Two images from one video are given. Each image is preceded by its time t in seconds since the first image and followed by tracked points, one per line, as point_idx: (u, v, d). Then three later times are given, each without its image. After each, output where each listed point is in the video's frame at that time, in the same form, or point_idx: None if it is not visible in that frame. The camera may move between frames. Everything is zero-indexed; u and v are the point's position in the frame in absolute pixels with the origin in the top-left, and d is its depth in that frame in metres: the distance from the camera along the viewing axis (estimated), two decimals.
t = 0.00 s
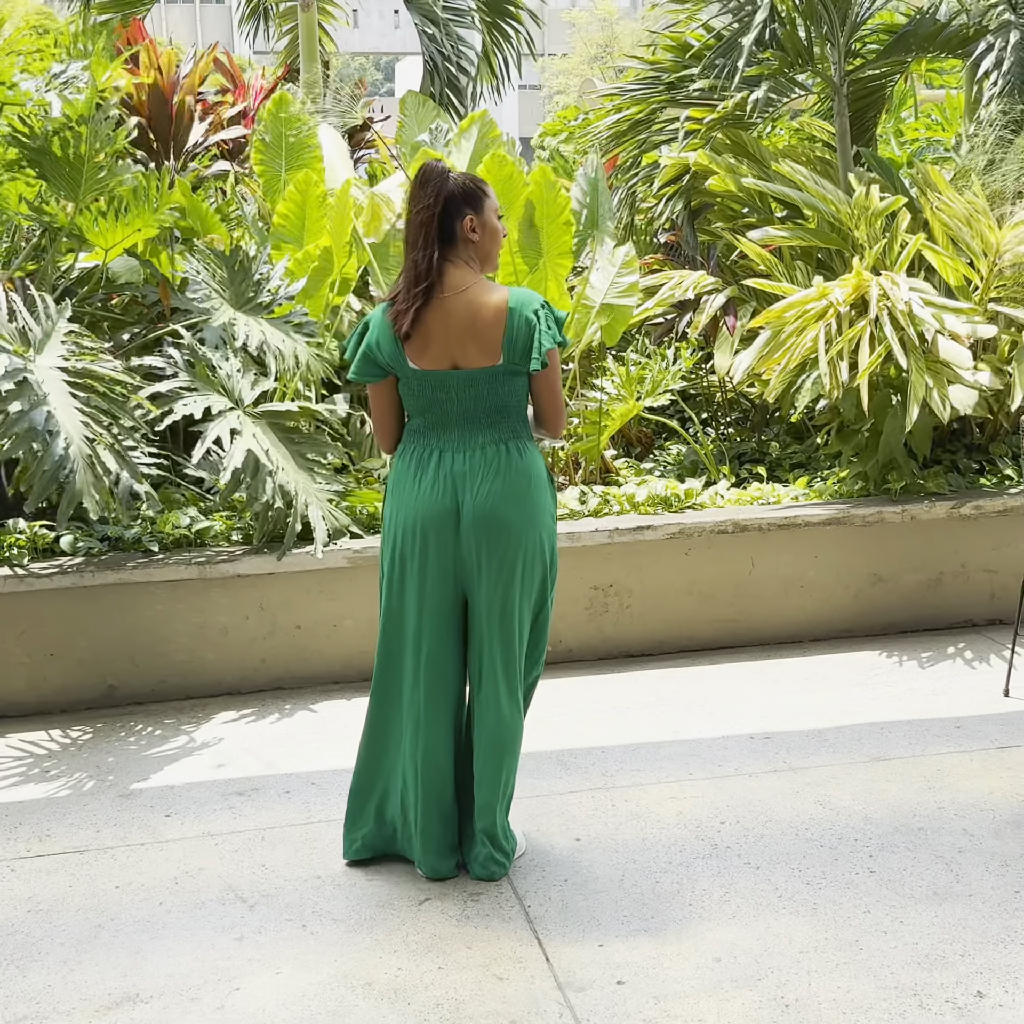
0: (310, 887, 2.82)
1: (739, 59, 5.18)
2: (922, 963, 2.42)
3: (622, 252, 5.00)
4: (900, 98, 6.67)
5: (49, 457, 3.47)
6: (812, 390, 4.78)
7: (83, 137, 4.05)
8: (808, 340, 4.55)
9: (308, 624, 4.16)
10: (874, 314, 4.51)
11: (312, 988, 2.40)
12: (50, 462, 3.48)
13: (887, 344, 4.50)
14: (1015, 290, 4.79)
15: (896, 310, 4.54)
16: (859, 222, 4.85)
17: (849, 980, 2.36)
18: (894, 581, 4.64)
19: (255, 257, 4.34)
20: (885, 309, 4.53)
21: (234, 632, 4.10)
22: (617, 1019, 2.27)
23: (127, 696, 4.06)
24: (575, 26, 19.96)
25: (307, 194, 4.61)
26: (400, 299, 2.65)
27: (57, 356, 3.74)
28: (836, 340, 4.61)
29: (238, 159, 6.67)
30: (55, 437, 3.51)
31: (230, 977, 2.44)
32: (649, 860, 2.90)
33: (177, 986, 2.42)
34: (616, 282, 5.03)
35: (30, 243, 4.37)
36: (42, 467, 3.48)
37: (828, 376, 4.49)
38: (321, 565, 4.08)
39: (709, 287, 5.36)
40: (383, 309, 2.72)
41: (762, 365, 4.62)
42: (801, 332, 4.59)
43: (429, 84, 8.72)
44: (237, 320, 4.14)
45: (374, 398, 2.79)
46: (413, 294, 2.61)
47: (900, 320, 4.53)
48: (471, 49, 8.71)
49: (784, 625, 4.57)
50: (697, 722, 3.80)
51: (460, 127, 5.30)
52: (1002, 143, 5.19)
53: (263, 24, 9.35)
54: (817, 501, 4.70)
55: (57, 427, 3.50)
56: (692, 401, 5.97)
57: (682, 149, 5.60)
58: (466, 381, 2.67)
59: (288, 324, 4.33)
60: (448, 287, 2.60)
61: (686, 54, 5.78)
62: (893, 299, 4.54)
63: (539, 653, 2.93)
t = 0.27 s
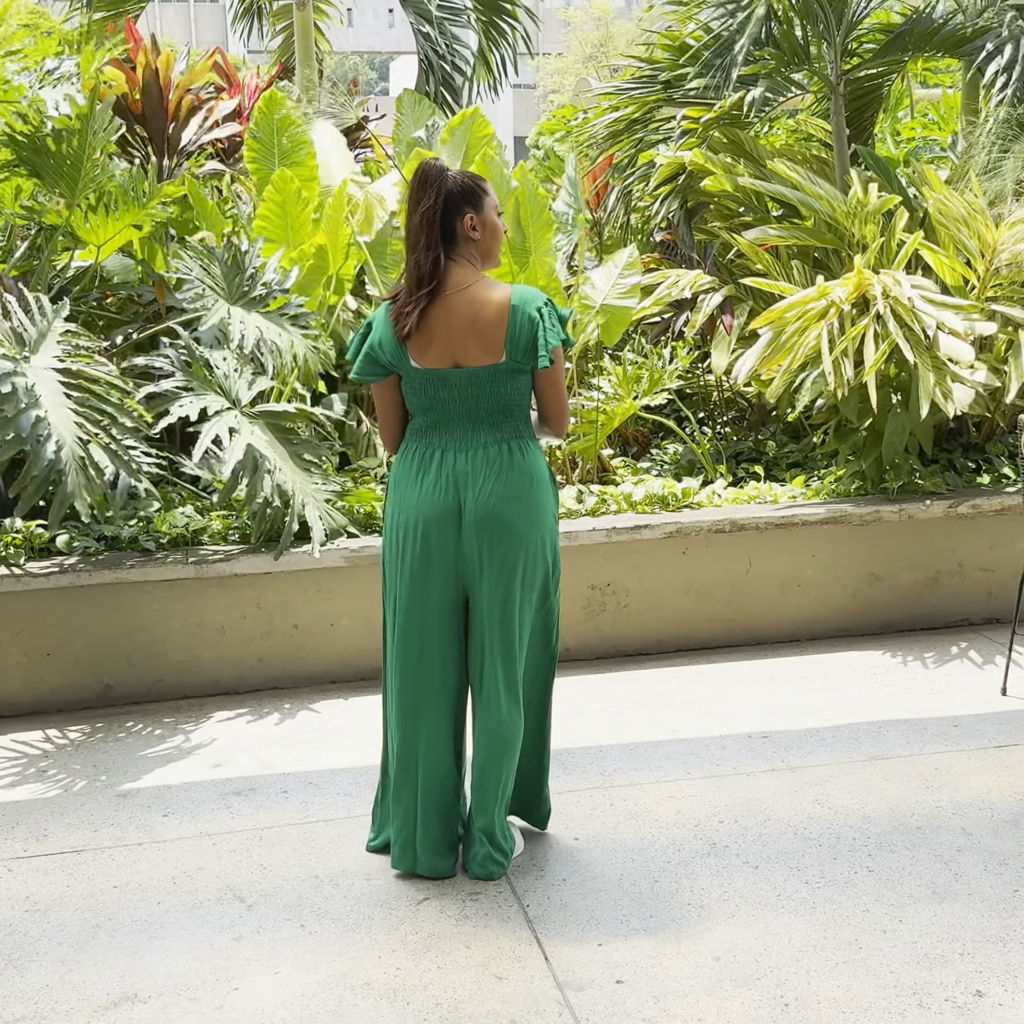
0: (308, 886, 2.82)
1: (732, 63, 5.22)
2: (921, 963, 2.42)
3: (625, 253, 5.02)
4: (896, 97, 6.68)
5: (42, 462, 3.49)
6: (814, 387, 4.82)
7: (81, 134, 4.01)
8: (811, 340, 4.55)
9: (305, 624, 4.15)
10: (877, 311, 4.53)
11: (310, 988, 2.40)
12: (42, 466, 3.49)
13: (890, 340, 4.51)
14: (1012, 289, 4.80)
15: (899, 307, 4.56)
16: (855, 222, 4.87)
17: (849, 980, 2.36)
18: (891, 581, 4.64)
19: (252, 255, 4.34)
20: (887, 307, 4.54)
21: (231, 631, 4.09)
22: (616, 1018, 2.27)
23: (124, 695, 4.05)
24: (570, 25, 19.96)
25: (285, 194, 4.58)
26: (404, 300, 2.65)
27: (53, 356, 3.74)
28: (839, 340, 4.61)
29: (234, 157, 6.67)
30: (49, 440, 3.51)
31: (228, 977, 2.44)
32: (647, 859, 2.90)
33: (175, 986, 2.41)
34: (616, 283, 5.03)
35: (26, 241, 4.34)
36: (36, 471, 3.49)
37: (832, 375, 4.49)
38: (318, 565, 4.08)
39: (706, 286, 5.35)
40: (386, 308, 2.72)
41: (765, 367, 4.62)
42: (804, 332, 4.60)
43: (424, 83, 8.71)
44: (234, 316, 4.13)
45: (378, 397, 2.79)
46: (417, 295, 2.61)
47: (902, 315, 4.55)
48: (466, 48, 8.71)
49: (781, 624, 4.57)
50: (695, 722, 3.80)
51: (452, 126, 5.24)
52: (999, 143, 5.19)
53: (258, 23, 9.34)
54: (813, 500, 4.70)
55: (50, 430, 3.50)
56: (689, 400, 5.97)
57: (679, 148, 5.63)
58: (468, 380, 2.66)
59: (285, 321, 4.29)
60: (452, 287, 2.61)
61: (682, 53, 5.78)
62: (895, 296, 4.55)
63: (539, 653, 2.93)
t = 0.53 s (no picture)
0: (307, 883, 2.82)
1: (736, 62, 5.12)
2: (920, 958, 2.42)
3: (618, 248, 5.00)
4: (894, 94, 6.68)
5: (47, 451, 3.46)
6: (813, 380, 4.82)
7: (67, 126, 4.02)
8: (812, 335, 4.55)
9: (303, 620, 4.15)
10: (878, 305, 4.54)
11: (309, 984, 2.39)
12: (50, 455, 3.46)
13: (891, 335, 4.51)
14: (1009, 284, 4.81)
15: (899, 301, 4.56)
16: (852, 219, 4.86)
17: (848, 975, 2.37)
18: (889, 577, 4.64)
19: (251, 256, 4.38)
20: (888, 301, 4.54)
21: (228, 627, 4.08)
22: (616, 1014, 2.27)
23: (121, 691, 4.05)
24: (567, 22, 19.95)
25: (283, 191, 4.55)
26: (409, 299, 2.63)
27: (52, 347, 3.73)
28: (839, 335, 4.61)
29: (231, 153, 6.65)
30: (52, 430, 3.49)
31: (227, 974, 2.43)
32: (646, 855, 2.90)
33: (174, 982, 2.41)
34: (611, 278, 5.02)
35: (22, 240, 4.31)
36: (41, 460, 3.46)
37: (835, 370, 4.48)
38: (316, 561, 4.07)
39: (704, 282, 5.35)
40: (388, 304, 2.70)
41: (767, 363, 4.62)
42: (804, 328, 4.60)
43: (421, 80, 8.69)
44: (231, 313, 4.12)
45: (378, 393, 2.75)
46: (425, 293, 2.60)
47: (903, 310, 4.56)
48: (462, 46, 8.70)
49: (778, 621, 4.57)
50: (693, 718, 3.80)
51: (446, 121, 5.24)
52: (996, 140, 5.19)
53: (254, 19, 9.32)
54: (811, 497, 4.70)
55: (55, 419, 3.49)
56: (686, 397, 5.97)
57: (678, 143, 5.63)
58: (474, 376, 2.66)
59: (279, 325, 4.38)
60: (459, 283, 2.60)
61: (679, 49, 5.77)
62: (895, 291, 4.55)
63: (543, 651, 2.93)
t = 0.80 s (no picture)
0: (306, 878, 2.82)
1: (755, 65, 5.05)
2: (918, 953, 2.42)
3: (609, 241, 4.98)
4: (893, 89, 6.68)
5: (49, 435, 3.44)
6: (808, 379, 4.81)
7: (78, 125, 3.99)
8: (806, 331, 4.56)
9: (301, 615, 4.15)
10: (872, 304, 4.53)
11: (309, 979, 2.40)
12: (52, 440, 3.44)
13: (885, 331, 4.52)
14: (1009, 280, 4.80)
15: (893, 299, 4.56)
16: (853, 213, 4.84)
17: (847, 970, 2.37)
18: (887, 572, 4.65)
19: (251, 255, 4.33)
20: (883, 299, 4.54)
21: (227, 622, 4.08)
22: (615, 1009, 2.27)
23: (120, 686, 4.05)
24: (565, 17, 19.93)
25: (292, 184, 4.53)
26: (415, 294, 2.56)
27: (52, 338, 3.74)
28: (834, 331, 4.63)
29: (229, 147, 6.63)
30: (52, 416, 3.47)
31: (226, 969, 2.44)
32: (645, 850, 2.91)
33: (173, 977, 2.41)
34: (604, 273, 5.02)
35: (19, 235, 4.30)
36: (43, 445, 3.44)
37: (827, 365, 4.49)
38: (314, 556, 4.07)
39: (703, 277, 5.34)
40: (387, 299, 2.63)
41: (759, 357, 4.63)
42: (798, 324, 4.61)
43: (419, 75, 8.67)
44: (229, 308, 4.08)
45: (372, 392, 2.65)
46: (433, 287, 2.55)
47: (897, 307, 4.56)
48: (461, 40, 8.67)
49: (777, 616, 4.58)
50: (691, 713, 3.81)
51: (450, 116, 5.25)
52: (996, 135, 5.19)
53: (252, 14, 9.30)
54: (810, 492, 4.71)
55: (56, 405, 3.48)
56: (684, 392, 5.97)
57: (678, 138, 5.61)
58: (480, 371, 2.65)
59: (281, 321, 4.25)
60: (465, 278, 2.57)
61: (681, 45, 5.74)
62: (890, 289, 4.55)
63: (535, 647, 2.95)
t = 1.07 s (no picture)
0: (306, 872, 2.83)
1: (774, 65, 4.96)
2: (916, 946, 2.43)
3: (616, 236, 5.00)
4: (892, 83, 6.67)
5: (69, 409, 3.46)
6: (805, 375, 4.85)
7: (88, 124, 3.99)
8: (801, 326, 4.55)
9: (301, 610, 4.15)
10: (868, 297, 4.53)
11: (309, 973, 2.40)
12: (73, 415, 3.46)
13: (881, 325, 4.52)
14: (1008, 275, 4.80)
15: (890, 293, 4.55)
16: (851, 208, 4.85)
17: (845, 963, 2.38)
18: (885, 566, 4.65)
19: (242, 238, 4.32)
20: (879, 294, 4.53)
21: (226, 617, 4.09)
22: (613, 1002, 2.28)
23: (120, 681, 4.05)
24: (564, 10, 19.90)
25: (290, 177, 4.53)
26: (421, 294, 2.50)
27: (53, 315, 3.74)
28: (829, 325, 4.61)
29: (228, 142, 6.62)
30: (67, 389, 3.50)
31: (226, 962, 2.44)
32: (643, 844, 2.91)
33: (174, 970, 2.42)
34: (608, 269, 5.02)
35: (18, 228, 4.29)
36: (65, 420, 3.46)
37: (824, 360, 4.50)
38: (313, 551, 4.07)
39: (703, 272, 5.34)
40: (376, 292, 2.56)
41: (755, 350, 4.63)
42: (794, 318, 4.61)
43: (418, 69, 8.65)
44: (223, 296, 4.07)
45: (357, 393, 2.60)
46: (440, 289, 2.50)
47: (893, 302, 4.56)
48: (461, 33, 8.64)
49: (776, 611, 4.58)
50: (689, 707, 3.81)
51: (449, 110, 5.26)
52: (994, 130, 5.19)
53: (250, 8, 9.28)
54: (808, 487, 4.71)
55: (70, 380, 3.49)
56: (682, 387, 5.97)
57: (678, 132, 5.62)
58: (470, 369, 2.63)
59: (276, 304, 4.23)
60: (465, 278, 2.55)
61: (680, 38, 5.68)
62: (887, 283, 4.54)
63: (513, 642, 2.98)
